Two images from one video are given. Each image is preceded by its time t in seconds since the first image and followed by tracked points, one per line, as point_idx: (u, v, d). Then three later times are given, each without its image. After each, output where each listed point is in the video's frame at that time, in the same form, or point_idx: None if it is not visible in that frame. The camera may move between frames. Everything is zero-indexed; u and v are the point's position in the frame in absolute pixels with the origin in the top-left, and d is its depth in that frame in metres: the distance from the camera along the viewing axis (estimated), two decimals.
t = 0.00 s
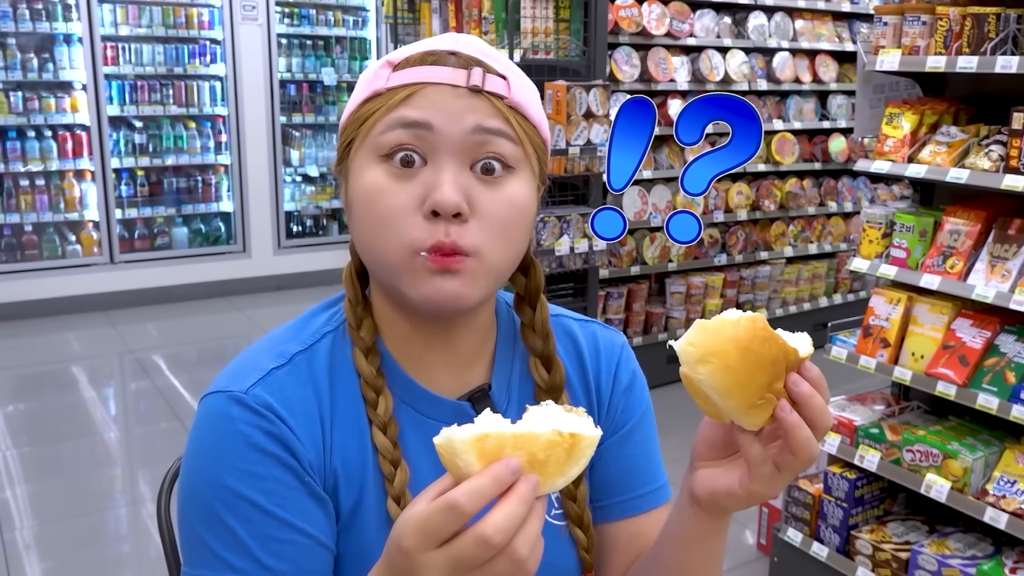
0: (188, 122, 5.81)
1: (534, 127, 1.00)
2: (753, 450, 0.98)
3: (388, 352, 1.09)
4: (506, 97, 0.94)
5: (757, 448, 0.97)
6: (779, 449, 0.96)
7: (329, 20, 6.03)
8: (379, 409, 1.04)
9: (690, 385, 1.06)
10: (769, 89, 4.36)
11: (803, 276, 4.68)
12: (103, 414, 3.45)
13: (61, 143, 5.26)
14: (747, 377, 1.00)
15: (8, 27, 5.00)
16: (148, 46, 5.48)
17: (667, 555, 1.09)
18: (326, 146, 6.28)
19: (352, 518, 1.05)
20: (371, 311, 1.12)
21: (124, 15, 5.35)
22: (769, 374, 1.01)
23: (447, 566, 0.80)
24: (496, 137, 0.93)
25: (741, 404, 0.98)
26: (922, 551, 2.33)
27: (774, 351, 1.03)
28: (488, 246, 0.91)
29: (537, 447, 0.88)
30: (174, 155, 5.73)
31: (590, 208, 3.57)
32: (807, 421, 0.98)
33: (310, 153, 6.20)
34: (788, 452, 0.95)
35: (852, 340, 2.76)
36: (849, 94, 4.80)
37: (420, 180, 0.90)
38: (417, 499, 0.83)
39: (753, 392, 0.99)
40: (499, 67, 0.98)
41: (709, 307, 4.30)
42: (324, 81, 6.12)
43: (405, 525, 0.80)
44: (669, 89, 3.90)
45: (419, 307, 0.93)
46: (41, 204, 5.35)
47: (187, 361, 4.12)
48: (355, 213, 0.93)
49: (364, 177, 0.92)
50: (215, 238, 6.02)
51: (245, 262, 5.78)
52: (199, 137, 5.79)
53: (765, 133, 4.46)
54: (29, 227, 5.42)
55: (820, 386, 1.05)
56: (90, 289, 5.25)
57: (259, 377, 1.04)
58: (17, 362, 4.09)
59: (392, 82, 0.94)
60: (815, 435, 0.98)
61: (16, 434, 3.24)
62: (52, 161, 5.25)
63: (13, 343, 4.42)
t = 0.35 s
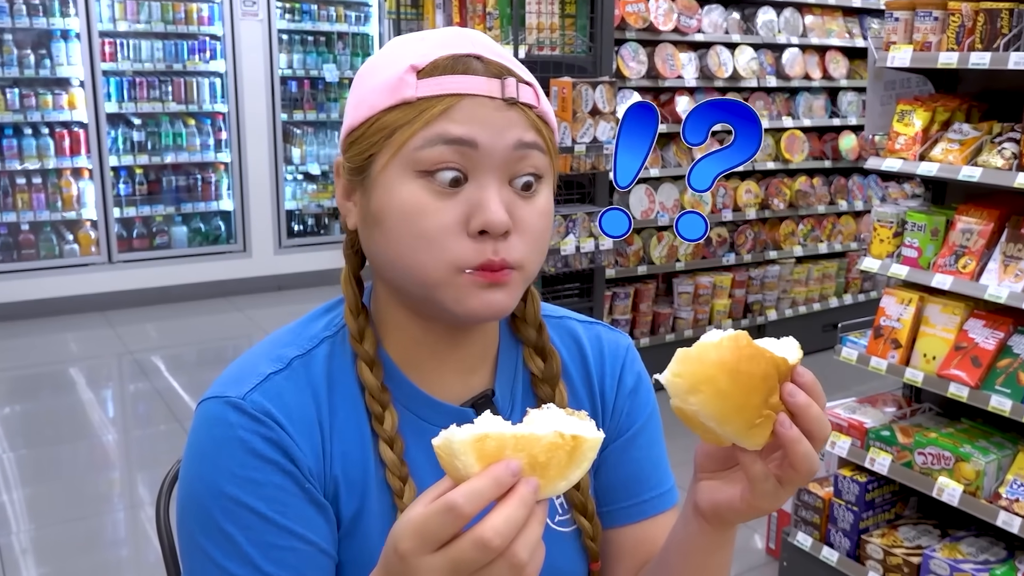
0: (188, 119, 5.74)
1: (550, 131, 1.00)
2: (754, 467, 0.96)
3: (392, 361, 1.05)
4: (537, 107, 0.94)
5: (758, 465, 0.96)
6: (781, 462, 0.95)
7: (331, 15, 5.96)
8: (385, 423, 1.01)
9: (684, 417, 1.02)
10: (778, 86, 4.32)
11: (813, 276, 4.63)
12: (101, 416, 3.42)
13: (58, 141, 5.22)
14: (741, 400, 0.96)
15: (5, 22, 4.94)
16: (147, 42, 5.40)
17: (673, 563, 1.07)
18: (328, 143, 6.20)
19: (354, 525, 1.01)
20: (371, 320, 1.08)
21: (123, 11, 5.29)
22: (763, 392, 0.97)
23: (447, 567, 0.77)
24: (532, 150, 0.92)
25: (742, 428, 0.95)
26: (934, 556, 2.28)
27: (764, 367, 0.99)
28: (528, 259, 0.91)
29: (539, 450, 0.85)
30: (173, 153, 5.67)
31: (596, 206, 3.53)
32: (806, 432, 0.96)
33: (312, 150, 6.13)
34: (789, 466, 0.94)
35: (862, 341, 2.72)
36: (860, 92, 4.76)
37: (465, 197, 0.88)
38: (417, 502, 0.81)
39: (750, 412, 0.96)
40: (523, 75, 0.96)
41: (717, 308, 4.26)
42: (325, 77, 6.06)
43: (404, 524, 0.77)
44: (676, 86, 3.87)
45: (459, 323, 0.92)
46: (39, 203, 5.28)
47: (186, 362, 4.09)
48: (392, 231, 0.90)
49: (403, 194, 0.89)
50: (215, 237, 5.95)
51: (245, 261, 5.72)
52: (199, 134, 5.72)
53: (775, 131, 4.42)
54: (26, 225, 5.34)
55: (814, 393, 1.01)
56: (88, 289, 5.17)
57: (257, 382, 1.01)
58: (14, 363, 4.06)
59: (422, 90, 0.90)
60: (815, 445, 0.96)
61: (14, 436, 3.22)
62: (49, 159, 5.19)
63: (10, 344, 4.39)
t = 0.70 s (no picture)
0: (188, 117, 5.70)
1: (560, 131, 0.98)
2: (753, 469, 0.93)
3: (396, 367, 1.02)
4: (550, 107, 0.91)
5: (757, 467, 0.92)
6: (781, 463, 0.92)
7: (334, 11, 5.92)
8: (391, 433, 0.97)
9: (677, 425, 0.99)
10: (789, 83, 4.28)
11: (824, 276, 4.58)
12: (99, 419, 3.40)
13: (56, 139, 5.19)
14: (732, 403, 0.93)
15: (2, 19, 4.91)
16: (146, 38, 5.36)
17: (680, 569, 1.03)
18: (330, 141, 6.16)
19: (357, 531, 0.97)
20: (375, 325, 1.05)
21: (122, 7, 5.23)
22: (755, 393, 0.94)
23: None
24: (548, 152, 0.89)
25: (736, 432, 0.92)
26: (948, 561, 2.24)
27: (754, 367, 0.96)
28: (543, 266, 0.89)
29: (535, 453, 0.81)
30: (172, 151, 5.63)
31: (603, 206, 3.50)
32: (802, 431, 0.93)
33: (314, 148, 6.08)
34: (787, 467, 0.91)
35: (874, 343, 2.67)
36: (872, 89, 4.71)
37: (482, 203, 0.85)
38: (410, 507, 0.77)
39: (743, 414, 0.92)
40: (534, 75, 0.94)
41: (726, 309, 4.21)
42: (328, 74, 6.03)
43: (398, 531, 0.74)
44: (684, 83, 3.83)
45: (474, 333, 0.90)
46: (36, 203, 5.24)
47: (185, 364, 4.06)
48: (408, 238, 0.87)
49: (420, 202, 0.86)
50: (215, 237, 5.92)
51: (246, 261, 5.69)
52: (199, 132, 5.68)
53: (785, 129, 4.38)
54: (23, 225, 5.32)
55: (809, 389, 0.98)
56: (86, 289, 5.14)
57: (258, 386, 0.97)
58: (13, 365, 4.04)
59: (437, 93, 0.87)
60: (812, 443, 0.94)
61: (11, 439, 3.19)
62: (46, 157, 5.16)
63: (7, 346, 4.36)
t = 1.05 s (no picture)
0: (188, 115, 5.68)
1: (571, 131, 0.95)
2: (760, 469, 0.89)
3: (402, 369, 0.99)
4: (562, 109, 0.88)
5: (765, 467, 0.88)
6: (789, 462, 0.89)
7: (336, 8, 5.89)
8: (396, 437, 0.94)
9: (682, 427, 0.95)
10: (799, 80, 4.24)
11: (834, 276, 4.54)
12: (98, 421, 3.37)
13: (53, 137, 5.17)
14: (736, 402, 0.90)
15: None
16: (145, 35, 5.33)
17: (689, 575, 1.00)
18: (332, 139, 6.13)
19: (361, 536, 0.95)
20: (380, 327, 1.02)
21: (121, 3, 5.21)
22: (759, 391, 0.91)
23: None
24: (560, 155, 0.87)
25: (743, 432, 0.88)
26: (960, 566, 2.20)
27: (758, 365, 0.92)
28: (556, 270, 0.86)
29: (542, 457, 0.78)
30: (172, 149, 5.60)
31: (610, 205, 3.46)
32: (809, 428, 0.90)
33: (316, 147, 6.06)
34: (794, 465, 0.88)
35: (885, 344, 2.63)
36: (883, 86, 4.67)
37: (494, 206, 0.82)
38: (416, 514, 0.75)
39: (748, 414, 0.89)
40: (546, 75, 0.91)
41: (735, 309, 4.18)
42: (330, 71, 6.00)
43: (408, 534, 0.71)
44: (692, 80, 3.79)
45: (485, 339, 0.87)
46: (33, 202, 5.23)
47: (185, 366, 4.04)
48: (417, 241, 0.84)
49: (429, 204, 0.83)
50: (215, 237, 5.89)
51: (247, 262, 5.67)
52: (200, 130, 5.65)
53: (795, 126, 4.35)
54: (20, 224, 5.30)
55: (813, 385, 0.95)
56: (84, 289, 5.12)
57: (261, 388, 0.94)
58: (12, 367, 4.02)
59: (449, 94, 0.84)
60: (820, 439, 0.90)
61: (9, 442, 3.17)
62: (43, 155, 5.14)
63: (5, 347, 4.34)
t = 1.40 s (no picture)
0: (188, 115, 5.68)
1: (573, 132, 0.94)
2: (763, 468, 0.89)
3: (405, 370, 0.99)
4: (565, 109, 0.87)
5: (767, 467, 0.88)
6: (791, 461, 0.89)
7: (337, 7, 5.89)
8: (397, 438, 0.93)
9: (685, 427, 0.95)
10: (800, 80, 4.24)
11: (835, 277, 4.53)
12: (98, 422, 3.37)
13: (53, 137, 5.17)
14: (738, 401, 0.89)
15: None
16: (145, 35, 5.32)
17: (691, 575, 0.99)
18: (333, 139, 6.12)
19: (363, 538, 0.94)
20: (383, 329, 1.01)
21: (121, 3, 5.20)
22: (760, 390, 0.90)
23: None
24: (562, 156, 0.86)
25: (745, 432, 0.88)
26: (962, 568, 2.20)
27: (759, 365, 0.92)
28: (558, 271, 0.86)
29: (546, 457, 0.77)
30: (172, 149, 5.59)
31: (611, 205, 3.45)
32: (811, 428, 0.90)
33: (316, 147, 6.05)
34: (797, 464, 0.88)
35: (887, 344, 2.62)
36: (884, 85, 4.66)
37: (496, 206, 0.82)
38: (420, 514, 0.74)
39: (750, 414, 0.89)
40: (548, 75, 0.90)
41: (736, 310, 4.17)
42: (330, 70, 6.00)
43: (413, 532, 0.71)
44: (693, 80, 3.79)
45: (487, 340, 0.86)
46: (33, 202, 5.23)
47: (186, 366, 4.03)
48: (420, 242, 0.83)
49: (432, 205, 0.82)
50: (215, 237, 5.89)
51: (248, 262, 5.66)
52: (200, 130, 5.65)
53: (796, 126, 4.35)
54: (20, 225, 5.30)
55: (815, 384, 0.94)
56: (85, 289, 5.12)
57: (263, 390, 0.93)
58: (12, 368, 4.02)
59: (451, 95, 0.83)
60: (821, 439, 0.90)
61: (8, 443, 3.16)
62: (43, 155, 5.14)
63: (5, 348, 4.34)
